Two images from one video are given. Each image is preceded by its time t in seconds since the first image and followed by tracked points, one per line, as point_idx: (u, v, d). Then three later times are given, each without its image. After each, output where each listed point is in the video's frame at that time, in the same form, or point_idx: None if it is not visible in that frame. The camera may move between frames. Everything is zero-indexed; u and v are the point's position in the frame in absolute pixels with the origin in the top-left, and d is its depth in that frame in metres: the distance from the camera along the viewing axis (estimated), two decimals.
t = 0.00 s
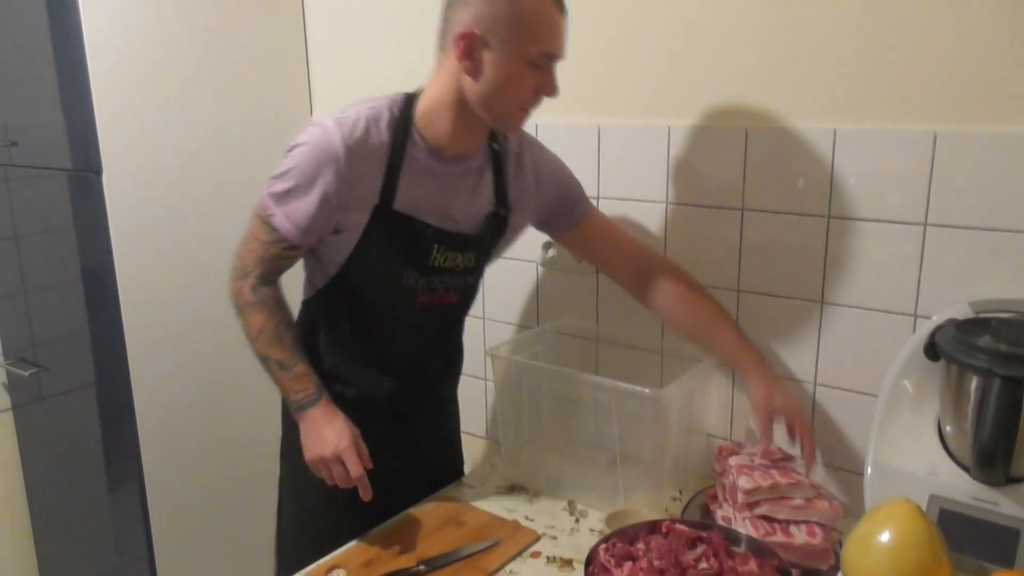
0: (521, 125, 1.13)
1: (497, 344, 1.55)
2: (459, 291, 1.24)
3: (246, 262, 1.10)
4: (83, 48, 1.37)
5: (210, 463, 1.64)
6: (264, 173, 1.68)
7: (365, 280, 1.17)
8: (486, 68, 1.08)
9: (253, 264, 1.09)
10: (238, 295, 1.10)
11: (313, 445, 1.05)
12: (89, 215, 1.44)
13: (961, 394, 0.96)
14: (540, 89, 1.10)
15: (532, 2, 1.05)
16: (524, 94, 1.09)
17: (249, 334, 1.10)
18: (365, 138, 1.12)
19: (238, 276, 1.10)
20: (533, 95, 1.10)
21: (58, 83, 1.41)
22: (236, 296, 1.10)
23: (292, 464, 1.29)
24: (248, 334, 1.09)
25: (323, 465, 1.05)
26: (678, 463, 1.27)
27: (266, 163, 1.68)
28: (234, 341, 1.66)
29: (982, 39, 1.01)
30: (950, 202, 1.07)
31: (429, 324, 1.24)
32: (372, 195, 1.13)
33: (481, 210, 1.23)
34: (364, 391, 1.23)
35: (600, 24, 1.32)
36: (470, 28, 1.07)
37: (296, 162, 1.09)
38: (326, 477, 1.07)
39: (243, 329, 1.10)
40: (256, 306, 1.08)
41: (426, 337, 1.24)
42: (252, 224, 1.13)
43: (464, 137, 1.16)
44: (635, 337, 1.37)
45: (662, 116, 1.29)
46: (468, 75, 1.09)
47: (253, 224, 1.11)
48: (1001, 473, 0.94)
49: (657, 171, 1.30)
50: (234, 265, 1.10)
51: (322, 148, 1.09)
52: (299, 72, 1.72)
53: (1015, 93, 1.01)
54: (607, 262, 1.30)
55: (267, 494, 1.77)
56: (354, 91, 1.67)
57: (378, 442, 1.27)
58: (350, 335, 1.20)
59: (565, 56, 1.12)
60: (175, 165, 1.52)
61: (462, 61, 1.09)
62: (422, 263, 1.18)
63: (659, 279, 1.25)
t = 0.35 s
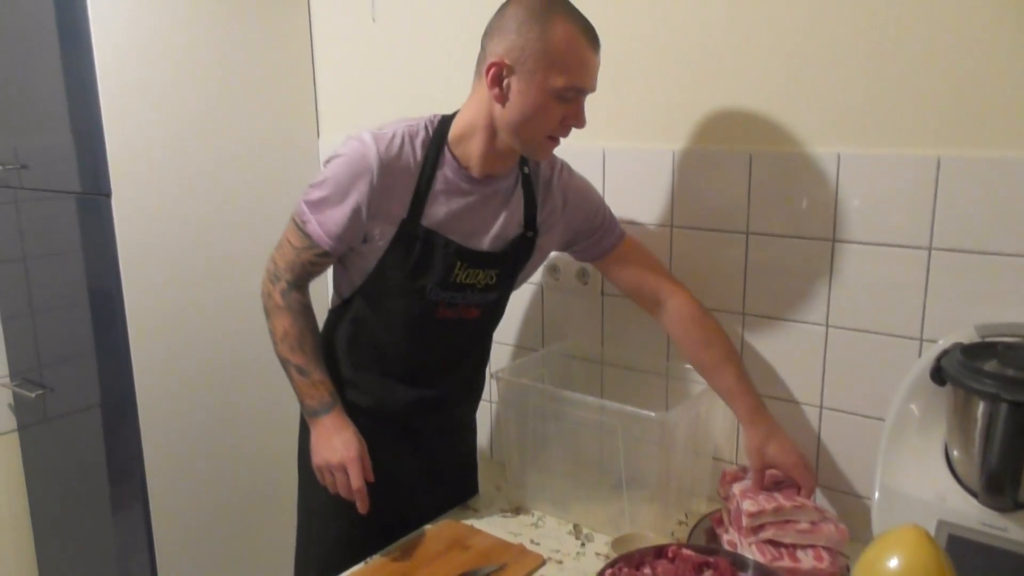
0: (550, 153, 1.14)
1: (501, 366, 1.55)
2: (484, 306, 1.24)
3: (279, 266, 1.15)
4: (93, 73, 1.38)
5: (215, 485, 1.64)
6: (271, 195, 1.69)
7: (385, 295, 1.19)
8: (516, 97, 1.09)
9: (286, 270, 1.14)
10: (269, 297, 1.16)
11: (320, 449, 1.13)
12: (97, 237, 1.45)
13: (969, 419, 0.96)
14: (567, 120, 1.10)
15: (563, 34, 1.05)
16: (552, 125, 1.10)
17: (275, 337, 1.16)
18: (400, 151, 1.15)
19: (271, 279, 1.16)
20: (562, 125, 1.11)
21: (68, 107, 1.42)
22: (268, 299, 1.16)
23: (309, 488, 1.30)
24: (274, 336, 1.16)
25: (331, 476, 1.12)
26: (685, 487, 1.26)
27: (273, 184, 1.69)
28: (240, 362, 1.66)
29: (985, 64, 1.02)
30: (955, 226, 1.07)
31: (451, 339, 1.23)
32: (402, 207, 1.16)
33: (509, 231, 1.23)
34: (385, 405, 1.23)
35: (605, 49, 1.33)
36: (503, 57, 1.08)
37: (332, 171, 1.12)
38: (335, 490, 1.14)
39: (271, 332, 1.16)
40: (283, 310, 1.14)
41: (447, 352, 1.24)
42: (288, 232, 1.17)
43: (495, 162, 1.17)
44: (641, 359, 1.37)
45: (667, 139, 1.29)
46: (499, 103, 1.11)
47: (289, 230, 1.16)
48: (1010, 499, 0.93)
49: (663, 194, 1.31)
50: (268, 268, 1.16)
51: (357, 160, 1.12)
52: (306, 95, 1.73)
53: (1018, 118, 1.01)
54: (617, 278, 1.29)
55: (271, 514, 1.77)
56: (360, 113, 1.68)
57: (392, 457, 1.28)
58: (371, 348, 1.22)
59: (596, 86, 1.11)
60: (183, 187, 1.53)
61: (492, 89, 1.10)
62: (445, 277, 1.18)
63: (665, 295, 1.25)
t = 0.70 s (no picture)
0: (534, 169, 1.14)
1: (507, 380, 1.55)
2: (488, 316, 1.26)
3: (298, 326, 1.09)
4: (102, 87, 1.39)
5: (220, 497, 1.64)
6: (278, 208, 1.70)
7: (394, 314, 1.17)
8: (500, 114, 1.09)
9: (308, 329, 1.09)
10: (288, 362, 1.10)
11: (352, 542, 1.04)
12: (104, 250, 1.46)
13: (976, 435, 0.95)
14: (551, 139, 1.10)
15: (549, 55, 1.05)
16: (534, 142, 1.10)
17: (297, 406, 1.10)
18: (406, 172, 1.14)
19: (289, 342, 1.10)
20: (545, 143, 1.11)
21: (76, 121, 1.43)
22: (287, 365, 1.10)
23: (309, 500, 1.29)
24: (297, 405, 1.10)
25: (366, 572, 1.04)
26: (690, 502, 1.26)
27: (279, 197, 1.70)
28: (245, 374, 1.66)
29: (990, 80, 1.02)
30: (962, 241, 1.07)
31: (455, 349, 1.25)
32: (414, 226, 1.15)
33: (510, 243, 1.24)
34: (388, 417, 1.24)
35: (610, 64, 1.34)
36: (490, 73, 1.08)
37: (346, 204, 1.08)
38: None
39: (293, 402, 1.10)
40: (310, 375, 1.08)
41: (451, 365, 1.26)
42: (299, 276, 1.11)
43: (482, 177, 1.17)
44: (647, 374, 1.37)
45: (672, 154, 1.30)
46: (484, 118, 1.11)
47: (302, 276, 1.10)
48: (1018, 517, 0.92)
49: (668, 208, 1.31)
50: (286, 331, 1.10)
51: (367, 187, 1.09)
52: (313, 109, 1.75)
53: None
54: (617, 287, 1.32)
55: (276, 527, 1.76)
56: (367, 126, 1.69)
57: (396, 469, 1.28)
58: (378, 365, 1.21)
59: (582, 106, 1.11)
60: (190, 200, 1.53)
61: (479, 104, 1.10)
62: (453, 295, 1.19)
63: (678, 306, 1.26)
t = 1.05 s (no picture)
0: (476, 190, 1.10)
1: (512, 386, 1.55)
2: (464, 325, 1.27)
3: (293, 391, 0.99)
4: (110, 92, 1.40)
5: (224, 502, 1.64)
6: (284, 214, 1.70)
7: (387, 335, 1.15)
8: (447, 128, 1.04)
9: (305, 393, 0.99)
10: (282, 434, 0.99)
11: None
12: (111, 255, 1.46)
13: (983, 444, 0.95)
14: (494, 163, 1.06)
15: (501, 80, 1.00)
16: (476, 165, 1.05)
17: (297, 475, 1.00)
18: (375, 205, 1.05)
19: (280, 414, 0.99)
20: (488, 167, 1.06)
21: (84, 126, 1.43)
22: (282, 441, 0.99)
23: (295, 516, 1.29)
24: (299, 478, 0.99)
25: None
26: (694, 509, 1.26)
27: (285, 203, 1.70)
28: (249, 379, 1.66)
29: (997, 89, 1.02)
30: (968, 250, 1.07)
31: (437, 363, 1.26)
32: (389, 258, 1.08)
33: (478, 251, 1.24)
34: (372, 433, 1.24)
35: (614, 72, 1.34)
36: (444, 84, 1.04)
37: (323, 256, 0.98)
38: None
39: (290, 478, 1.00)
40: (313, 444, 0.99)
41: (437, 371, 1.27)
42: (275, 337, 1.00)
43: (428, 188, 1.13)
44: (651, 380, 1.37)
45: (678, 162, 1.30)
46: (431, 128, 1.06)
47: (281, 337, 0.99)
48: None
49: (673, 215, 1.31)
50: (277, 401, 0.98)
51: (350, 234, 1.00)
52: (319, 116, 1.75)
53: None
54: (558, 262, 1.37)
55: (280, 532, 1.76)
56: (373, 132, 1.70)
57: (385, 482, 1.28)
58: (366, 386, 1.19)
59: (535, 140, 1.06)
60: (197, 206, 1.54)
61: (427, 114, 1.06)
62: (444, 309, 1.19)
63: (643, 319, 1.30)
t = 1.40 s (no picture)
0: (447, 195, 1.05)
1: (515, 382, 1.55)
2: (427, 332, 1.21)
3: (178, 341, 0.98)
4: (114, 86, 1.39)
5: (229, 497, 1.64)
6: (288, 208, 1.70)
7: (326, 330, 1.09)
8: (415, 131, 1.00)
9: (190, 344, 0.98)
10: (162, 382, 0.97)
11: (247, 538, 0.93)
12: (116, 250, 1.46)
13: (989, 443, 0.95)
14: (466, 167, 1.01)
15: (471, 81, 0.95)
16: (447, 169, 1.01)
17: (177, 425, 0.97)
18: (322, 204, 1.03)
19: (167, 365, 0.97)
20: (459, 171, 1.01)
21: (88, 121, 1.43)
22: (166, 387, 0.97)
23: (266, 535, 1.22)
24: (178, 427, 0.97)
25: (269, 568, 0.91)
26: (699, 507, 1.25)
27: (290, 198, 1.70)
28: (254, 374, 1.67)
29: (1006, 86, 1.02)
30: (975, 248, 1.06)
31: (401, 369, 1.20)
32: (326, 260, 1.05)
33: (444, 256, 1.19)
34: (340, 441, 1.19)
35: (620, 68, 1.34)
36: (411, 85, 0.99)
37: (250, 241, 0.98)
38: None
39: (171, 424, 0.97)
40: (193, 397, 0.96)
41: (398, 378, 1.20)
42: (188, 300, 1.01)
43: (396, 191, 1.09)
44: (655, 377, 1.37)
45: (684, 158, 1.30)
46: (399, 131, 1.02)
47: (190, 299, 1.00)
48: None
49: (678, 212, 1.30)
50: (164, 350, 0.97)
51: (280, 227, 0.99)
52: (324, 110, 1.75)
53: None
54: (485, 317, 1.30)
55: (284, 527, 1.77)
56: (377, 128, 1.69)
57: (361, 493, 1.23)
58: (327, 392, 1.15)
59: (508, 143, 1.01)
60: (201, 201, 1.54)
61: (395, 115, 1.01)
62: (394, 310, 1.13)
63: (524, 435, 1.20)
